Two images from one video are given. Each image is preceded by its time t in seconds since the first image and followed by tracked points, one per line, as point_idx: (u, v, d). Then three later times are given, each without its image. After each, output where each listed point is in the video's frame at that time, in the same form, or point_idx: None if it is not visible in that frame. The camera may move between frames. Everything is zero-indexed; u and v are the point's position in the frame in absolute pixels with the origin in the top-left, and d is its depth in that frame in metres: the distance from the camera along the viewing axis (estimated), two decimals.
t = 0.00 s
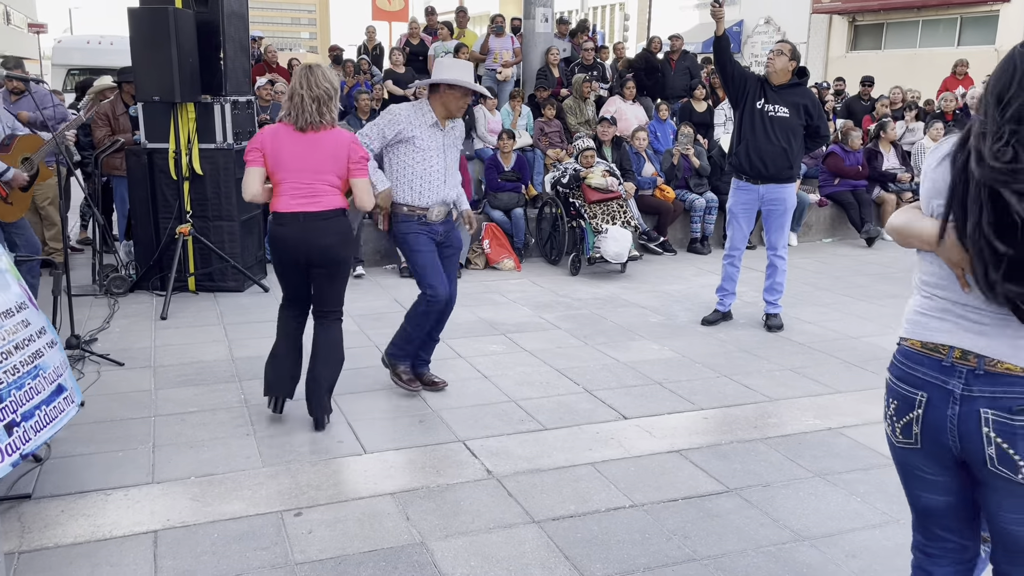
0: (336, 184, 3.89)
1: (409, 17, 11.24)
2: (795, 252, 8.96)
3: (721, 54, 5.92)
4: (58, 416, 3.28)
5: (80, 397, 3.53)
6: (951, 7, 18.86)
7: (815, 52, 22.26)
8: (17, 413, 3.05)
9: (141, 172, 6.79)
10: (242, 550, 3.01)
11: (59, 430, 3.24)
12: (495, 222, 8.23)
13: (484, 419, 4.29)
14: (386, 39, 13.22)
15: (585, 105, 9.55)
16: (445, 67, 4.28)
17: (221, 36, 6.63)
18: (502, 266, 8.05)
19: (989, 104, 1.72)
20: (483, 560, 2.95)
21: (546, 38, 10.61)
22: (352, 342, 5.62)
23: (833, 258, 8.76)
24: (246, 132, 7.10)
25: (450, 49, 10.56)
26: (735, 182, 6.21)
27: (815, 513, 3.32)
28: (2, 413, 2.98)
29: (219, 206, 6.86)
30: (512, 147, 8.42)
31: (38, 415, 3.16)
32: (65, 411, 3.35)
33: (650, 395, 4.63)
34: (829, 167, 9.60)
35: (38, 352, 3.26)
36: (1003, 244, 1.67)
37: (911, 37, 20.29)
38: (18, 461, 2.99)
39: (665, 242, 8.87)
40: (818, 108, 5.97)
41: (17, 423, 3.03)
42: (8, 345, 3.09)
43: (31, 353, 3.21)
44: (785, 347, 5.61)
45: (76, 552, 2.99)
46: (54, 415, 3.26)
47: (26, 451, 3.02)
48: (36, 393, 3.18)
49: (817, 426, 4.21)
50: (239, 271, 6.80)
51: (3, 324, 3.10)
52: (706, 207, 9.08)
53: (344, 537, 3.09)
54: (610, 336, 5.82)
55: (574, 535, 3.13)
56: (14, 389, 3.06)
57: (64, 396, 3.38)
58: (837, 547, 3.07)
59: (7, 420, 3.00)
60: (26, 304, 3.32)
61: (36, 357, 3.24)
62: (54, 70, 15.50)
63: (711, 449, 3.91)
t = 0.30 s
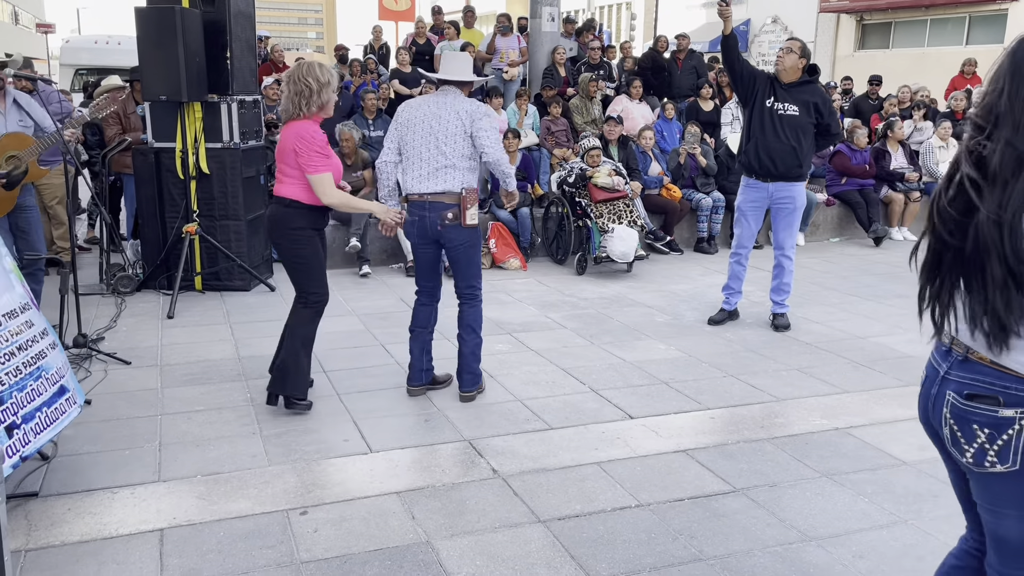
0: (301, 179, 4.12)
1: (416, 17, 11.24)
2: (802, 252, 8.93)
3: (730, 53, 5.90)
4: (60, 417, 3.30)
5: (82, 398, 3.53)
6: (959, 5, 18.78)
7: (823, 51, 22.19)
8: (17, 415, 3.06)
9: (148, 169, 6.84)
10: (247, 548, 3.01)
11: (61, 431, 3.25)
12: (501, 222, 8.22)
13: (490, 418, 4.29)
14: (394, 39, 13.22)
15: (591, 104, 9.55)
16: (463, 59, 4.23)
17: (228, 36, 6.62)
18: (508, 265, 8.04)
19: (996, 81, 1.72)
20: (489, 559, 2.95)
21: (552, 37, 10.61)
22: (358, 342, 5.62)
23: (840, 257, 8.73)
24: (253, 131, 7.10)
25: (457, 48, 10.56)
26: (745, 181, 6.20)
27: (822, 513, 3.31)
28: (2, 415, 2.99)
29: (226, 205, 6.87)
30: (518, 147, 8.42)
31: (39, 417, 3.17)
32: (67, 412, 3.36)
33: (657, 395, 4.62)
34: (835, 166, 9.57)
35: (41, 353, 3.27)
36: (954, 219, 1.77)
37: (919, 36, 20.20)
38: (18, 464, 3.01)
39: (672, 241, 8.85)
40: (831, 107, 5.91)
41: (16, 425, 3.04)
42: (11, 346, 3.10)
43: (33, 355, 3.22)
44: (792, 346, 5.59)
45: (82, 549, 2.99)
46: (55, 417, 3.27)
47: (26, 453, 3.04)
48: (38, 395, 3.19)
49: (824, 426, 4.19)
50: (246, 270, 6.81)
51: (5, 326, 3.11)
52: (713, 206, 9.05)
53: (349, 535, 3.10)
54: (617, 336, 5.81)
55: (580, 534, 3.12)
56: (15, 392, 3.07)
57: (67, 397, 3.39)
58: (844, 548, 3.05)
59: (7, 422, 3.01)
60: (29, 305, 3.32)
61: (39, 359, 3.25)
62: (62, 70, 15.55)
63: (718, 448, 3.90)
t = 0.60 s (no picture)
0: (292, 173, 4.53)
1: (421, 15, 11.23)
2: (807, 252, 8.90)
3: (747, 55, 5.89)
4: (61, 417, 3.30)
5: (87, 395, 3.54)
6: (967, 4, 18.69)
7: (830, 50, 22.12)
8: (16, 417, 3.06)
9: (152, 169, 6.81)
10: (250, 548, 3.00)
11: (62, 432, 3.26)
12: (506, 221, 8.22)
13: (494, 418, 4.28)
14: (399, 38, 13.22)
15: (597, 103, 9.52)
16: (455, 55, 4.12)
17: (232, 34, 6.64)
18: (513, 265, 8.02)
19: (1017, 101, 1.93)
20: (492, 560, 2.94)
21: (557, 36, 10.59)
22: (362, 341, 5.62)
23: (846, 257, 8.70)
24: (257, 130, 7.10)
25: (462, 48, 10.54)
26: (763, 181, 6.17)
27: (826, 514, 3.29)
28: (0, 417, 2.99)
29: (231, 205, 6.87)
30: (523, 146, 8.41)
31: (39, 418, 3.17)
32: (70, 412, 3.37)
33: (661, 395, 4.60)
34: (841, 165, 9.56)
35: (44, 352, 3.27)
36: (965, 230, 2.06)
37: (926, 35, 20.12)
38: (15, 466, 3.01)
39: (677, 241, 8.84)
40: (849, 106, 5.89)
41: (15, 427, 3.05)
42: (13, 346, 3.10)
43: (36, 354, 3.22)
44: (797, 346, 5.57)
45: (86, 548, 2.99)
46: (57, 417, 3.27)
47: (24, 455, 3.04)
48: (39, 395, 3.20)
49: (829, 426, 4.17)
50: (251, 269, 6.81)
51: (8, 326, 3.11)
52: (718, 206, 9.03)
53: (352, 535, 3.09)
54: (621, 335, 5.79)
55: (583, 535, 3.11)
56: (15, 393, 3.08)
57: (70, 396, 3.39)
58: (849, 549, 3.03)
59: (5, 423, 3.01)
60: (32, 305, 3.32)
61: (42, 358, 3.26)
62: (69, 69, 15.59)
63: (722, 449, 3.89)
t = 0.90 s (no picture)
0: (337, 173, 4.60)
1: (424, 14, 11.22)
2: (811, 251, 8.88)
3: (759, 56, 5.89)
4: (56, 420, 3.29)
5: (87, 395, 3.56)
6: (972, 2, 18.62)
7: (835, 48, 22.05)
8: (10, 420, 3.06)
9: (156, 168, 6.84)
10: (249, 549, 3.00)
11: (57, 434, 3.25)
12: (508, 220, 8.22)
13: (495, 418, 4.27)
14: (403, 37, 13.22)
15: (600, 102, 9.50)
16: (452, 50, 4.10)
17: (235, 34, 6.62)
18: (516, 264, 8.02)
19: None
20: (491, 561, 2.94)
21: (561, 35, 10.59)
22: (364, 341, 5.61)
23: (849, 256, 8.68)
24: (260, 130, 7.11)
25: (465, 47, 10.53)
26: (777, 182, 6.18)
27: (827, 515, 3.28)
28: None
29: (234, 204, 6.88)
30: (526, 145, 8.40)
31: (33, 421, 3.17)
32: (66, 414, 3.37)
33: (663, 395, 4.59)
34: (846, 164, 9.57)
35: (41, 354, 3.27)
36: None
37: (932, 33, 20.04)
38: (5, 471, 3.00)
39: (680, 240, 8.81)
40: (861, 107, 5.83)
41: (7, 431, 3.04)
42: (9, 348, 3.10)
43: (33, 357, 3.22)
44: (799, 346, 5.56)
45: (86, 549, 2.99)
46: (52, 420, 3.27)
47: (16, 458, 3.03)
48: (34, 398, 3.19)
49: (832, 427, 4.16)
50: (253, 269, 6.82)
51: (6, 327, 3.12)
52: (721, 205, 9.00)
53: (351, 536, 3.09)
54: (623, 335, 5.78)
55: (583, 536, 3.10)
56: (10, 395, 3.07)
57: (67, 398, 3.40)
58: (849, 551, 3.02)
59: None
60: (34, 305, 3.33)
61: (38, 360, 3.26)
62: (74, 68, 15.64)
63: (723, 449, 3.88)
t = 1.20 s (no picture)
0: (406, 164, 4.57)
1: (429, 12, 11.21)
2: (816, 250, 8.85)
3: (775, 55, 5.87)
4: (53, 422, 3.27)
5: (89, 395, 3.51)
6: None
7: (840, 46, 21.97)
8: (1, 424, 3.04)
9: (160, 167, 6.84)
10: (253, 548, 2.99)
11: (51, 437, 3.23)
12: (512, 218, 8.20)
13: (499, 417, 4.26)
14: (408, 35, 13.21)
15: (605, 100, 9.51)
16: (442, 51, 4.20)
17: (240, 32, 6.59)
18: (520, 262, 8.01)
19: None
20: (496, 561, 2.92)
21: (565, 33, 10.59)
22: (369, 340, 5.61)
23: (855, 255, 8.65)
24: (265, 128, 7.11)
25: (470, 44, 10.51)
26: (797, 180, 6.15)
27: (834, 515, 3.26)
28: None
29: (238, 203, 6.89)
30: (530, 143, 8.36)
31: (27, 424, 3.15)
32: (61, 417, 3.32)
33: (668, 394, 4.57)
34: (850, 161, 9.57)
35: (40, 356, 3.26)
36: None
37: (937, 30, 19.97)
38: None
39: (685, 239, 8.80)
40: (879, 104, 5.78)
41: None
42: (7, 351, 3.11)
43: (31, 359, 3.21)
44: (805, 345, 5.54)
45: (90, 548, 2.99)
46: (48, 422, 3.24)
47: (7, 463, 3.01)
48: (29, 401, 3.18)
49: (838, 427, 4.14)
50: (257, 267, 6.81)
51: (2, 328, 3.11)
52: (726, 203, 8.96)
53: (356, 535, 3.08)
54: (628, 334, 5.76)
55: (588, 536, 3.08)
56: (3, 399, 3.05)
57: (64, 400, 3.36)
58: (856, 551, 3.01)
59: None
60: (35, 304, 3.32)
61: (36, 362, 3.24)
62: (79, 66, 15.66)
63: (729, 449, 3.86)
